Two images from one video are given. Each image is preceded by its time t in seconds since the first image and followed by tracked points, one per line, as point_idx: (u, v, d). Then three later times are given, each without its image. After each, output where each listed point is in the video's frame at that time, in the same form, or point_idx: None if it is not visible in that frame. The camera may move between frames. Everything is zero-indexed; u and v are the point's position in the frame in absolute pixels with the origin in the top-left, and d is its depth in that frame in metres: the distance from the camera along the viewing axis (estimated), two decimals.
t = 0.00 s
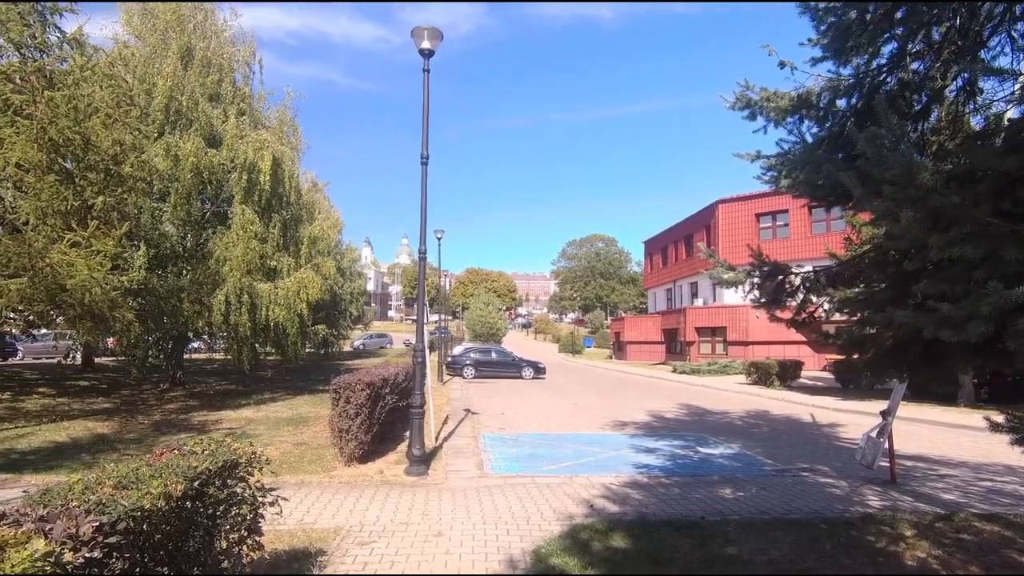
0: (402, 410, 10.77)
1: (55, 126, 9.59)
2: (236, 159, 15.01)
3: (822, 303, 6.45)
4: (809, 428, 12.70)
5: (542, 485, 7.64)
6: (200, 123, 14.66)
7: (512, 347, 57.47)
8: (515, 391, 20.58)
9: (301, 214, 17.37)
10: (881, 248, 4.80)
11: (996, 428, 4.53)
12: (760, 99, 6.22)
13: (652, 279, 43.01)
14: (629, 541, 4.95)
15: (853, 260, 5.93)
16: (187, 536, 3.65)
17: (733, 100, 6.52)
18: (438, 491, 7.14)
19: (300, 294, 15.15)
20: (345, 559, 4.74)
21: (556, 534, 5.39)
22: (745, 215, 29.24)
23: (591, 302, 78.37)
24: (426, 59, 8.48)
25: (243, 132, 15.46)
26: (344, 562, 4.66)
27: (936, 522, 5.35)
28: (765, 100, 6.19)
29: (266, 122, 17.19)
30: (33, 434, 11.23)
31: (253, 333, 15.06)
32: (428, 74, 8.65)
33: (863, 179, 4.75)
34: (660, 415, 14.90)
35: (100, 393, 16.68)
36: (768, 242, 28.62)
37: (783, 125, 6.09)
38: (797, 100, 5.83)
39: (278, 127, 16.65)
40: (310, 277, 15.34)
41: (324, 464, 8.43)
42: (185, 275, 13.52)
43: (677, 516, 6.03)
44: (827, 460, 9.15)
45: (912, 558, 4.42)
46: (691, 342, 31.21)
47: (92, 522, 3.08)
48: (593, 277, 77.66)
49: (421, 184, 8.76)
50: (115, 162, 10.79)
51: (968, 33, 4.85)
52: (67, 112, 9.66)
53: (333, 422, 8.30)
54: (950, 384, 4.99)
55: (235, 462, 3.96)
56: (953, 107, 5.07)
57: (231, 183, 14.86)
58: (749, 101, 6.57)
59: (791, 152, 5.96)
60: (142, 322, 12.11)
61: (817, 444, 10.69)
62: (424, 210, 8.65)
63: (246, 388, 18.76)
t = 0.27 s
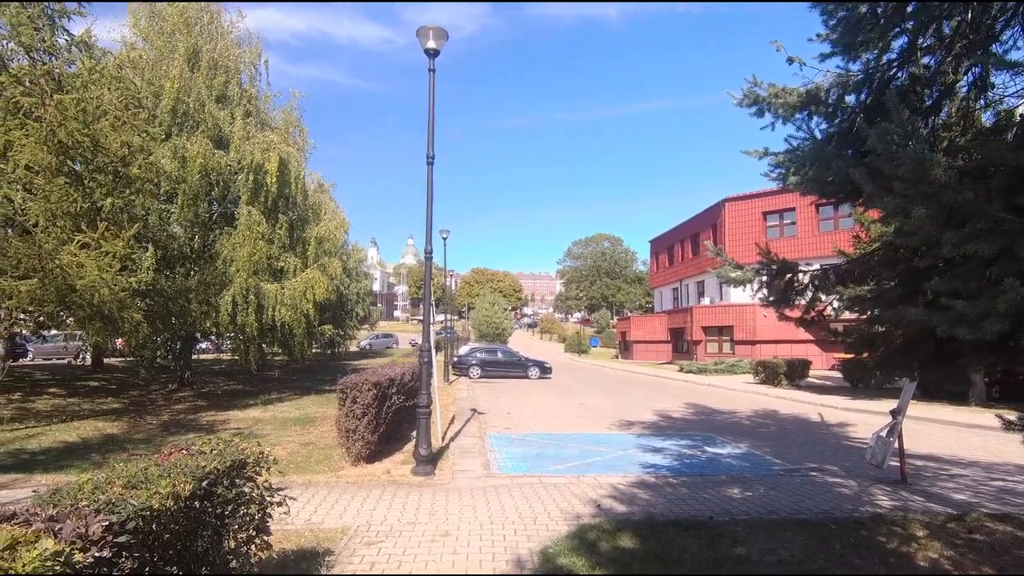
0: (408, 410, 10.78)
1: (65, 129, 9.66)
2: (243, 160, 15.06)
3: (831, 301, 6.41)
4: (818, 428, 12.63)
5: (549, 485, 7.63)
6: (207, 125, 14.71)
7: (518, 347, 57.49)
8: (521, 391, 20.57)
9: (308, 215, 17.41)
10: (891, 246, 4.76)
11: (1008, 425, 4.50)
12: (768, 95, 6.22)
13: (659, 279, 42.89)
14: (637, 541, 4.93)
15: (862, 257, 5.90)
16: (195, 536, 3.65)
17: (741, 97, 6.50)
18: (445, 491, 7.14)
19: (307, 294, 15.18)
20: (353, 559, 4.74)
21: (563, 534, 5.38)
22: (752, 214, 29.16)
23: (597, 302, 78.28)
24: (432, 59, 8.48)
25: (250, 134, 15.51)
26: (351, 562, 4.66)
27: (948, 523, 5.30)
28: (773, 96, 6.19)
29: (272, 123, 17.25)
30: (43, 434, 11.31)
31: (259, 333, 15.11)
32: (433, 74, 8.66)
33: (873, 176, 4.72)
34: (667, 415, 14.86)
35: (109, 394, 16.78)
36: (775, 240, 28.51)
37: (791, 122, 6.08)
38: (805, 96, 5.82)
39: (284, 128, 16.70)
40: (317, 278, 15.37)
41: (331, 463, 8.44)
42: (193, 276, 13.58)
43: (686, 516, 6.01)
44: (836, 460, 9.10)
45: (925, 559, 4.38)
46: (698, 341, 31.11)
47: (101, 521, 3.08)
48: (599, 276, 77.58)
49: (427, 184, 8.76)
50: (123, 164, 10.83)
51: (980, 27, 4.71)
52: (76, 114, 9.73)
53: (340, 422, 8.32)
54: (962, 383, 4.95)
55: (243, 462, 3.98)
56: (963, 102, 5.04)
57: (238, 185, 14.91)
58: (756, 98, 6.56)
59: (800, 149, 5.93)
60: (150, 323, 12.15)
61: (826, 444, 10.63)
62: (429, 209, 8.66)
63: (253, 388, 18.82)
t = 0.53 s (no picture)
0: (421, 410, 10.79)
1: (86, 132, 9.87)
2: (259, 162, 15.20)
3: (850, 300, 6.31)
4: (837, 429, 12.46)
5: (562, 485, 7.59)
6: (224, 127, 14.83)
7: (532, 347, 57.45)
8: (535, 391, 20.54)
9: (323, 215, 17.51)
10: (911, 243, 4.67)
11: None
12: (783, 90, 6.11)
13: (674, 278, 42.63)
14: (650, 543, 4.88)
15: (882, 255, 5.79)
16: (208, 533, 3.65)
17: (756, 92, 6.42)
18: (457, 491, 7.13)
19: (322, 294, 15.27)
20: (365, 558, 4.73)
21: (576, 535, 5.34)
22: (769, 212, 28.89)
23: (612, 301, 77.99)
24: (444, 59, 8.48)
25: (265, 136, 15.64)
26: (364, 561, 4.65)
27: (971, 527, 5.19)
28: (789, 91, 6.08)
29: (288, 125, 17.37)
30: (65, 432, 11.48)
31: (275, 333, 15.22)
32: (445, 74, 8.66)
33: (891, 172, 4.64)
34: (682, 415, 14.74)
35: (129, 393, 16.99)
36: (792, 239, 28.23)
37: (807, 117, 5.98)
38: (822, 91, 5.71)
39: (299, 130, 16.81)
40: (332, 278, 15.44)
41: (345, 463, 8.46)
42: (210, 276, 13.69)
43: (700, 518, 5.94)
44: (855, 462, 8.96)
45: (946, 564, 4.29)
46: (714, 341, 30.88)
47: (116, 519, 3.08)
48: (613, 276, 77.31)
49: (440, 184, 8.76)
50: (143, 167, 10.94)
51: (1004, 18, 4.62)
52: (96, 118, 9.96)
53: (353, 421, 8.34)
54: (985, 384, 4.84)
55: (256, 460, 3.96)
56: (985, 95, 4.98)
57: (254, 186, 15.04)
58: (772, 93, 6.47)
59: (816, 145, 5.84)
60: (169, 322, 12.24)
61: (845, 446, 10.48)
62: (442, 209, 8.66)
63: (270, 388, 18.96)
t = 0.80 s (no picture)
0: (446, 411, 10.83)
1: (124, 141, 10.17)
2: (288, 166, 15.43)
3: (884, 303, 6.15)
4: (871, 433, 12.15)
5: (586, 488, 7.54)
6: (254, 133, 15.10)
7: (558, 348, 57.32)
8: (560, 393, 20.48)
9: (350, 218, 17.69)
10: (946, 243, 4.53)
11: None
12: (811, 86, 5.93)
13: (702, 278, 42.13)
14: (674, 549, 4.81)
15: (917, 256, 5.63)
16: (233, 533, 3.67)
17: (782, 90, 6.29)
18: (480, 493, 7.12)
19: (349, 296, 15.43)
20: (388, 559, 4.75)
21: (599, 539, 5.28)
22: (800, 210, 28.34)
23: (638, 302, 77.39)
24: (466, 61, 8.49)
25: (294, 140, 15.86)
26: (388, 563, 4.67)
27: (1012, 538, 5.00)
28: (817, 88, 5.89)
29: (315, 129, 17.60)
30: (103, 430, 11.80)
31: (303, 334, 15.43)
32: (468, 76, 8.66)
33: (923, 170, 4.49)
34: (710, 418, 14.54)
35: (163, 392, 17.39)
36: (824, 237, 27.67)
37: (836, 114, 5.81)
38: (851, 87, 5.55)
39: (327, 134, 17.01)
40: (358, 280, 15.59)
41: (370, 463, 8.52)
42: (241, 279, 13.93)
43: (727, 524, 5.84)
44: (891, 468, 8.72)
45: None
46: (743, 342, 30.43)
47: (144, 517, 3.04)
48: (640, 276, 76.71)
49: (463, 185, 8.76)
50: (175, 173, 11.17)
51: None
52: (132, 127, 10.28)
53: (378, 422, 8.40)
54: None
55: (280, 462, 4.00)
56: None
57: (283, 190, 15.27)
58: (800, 89, 6.32)
59: (847, 142, 5.70)
60: (201, 323, 12.46)
61: (880, 451, 10.20)
62: (465, 211, 8.67)
63: (299, 388, 19.23)
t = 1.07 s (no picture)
0: (477, 414, 10.88)
1: (169, 150, 10.51)
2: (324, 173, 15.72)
3: (930, 306, 5.97)
4: (919, 442, 11.75)
5: (617, 493, 7.48)
6: (292, 140, 15.45)
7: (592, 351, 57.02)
8: (593, 396, 20.36)
9: (385, 222, 17.92)
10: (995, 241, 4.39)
11: None
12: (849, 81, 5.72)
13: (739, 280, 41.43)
14: (707, 557, 4.74)
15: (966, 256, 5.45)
16: (266, 531, 3.73)
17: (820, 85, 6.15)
18: (510, 496, 7.12)
19: (383, 300, 15.63)
20: (418, 561, 4.79)
21: (630, 545, 5.23)
22: (842, 210, 27.57)
23: (674, 304, 76.43)
24: (497, 65, 8.54)
25: (330, 147, 16.16)
26: (417, 564, 4.71)
27: None
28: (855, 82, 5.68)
29: (351, 135, 17.91)
30: (149, 428, 12.20)
31: (338, 336, 15.69)
32: (498, 80, 8.71)
33: (969, 165, 4.35)
34: (747, 423, 14.27)
35: (206, 393, 17.90)
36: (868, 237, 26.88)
37: (876, 110, 5.61)
38: (892, 80, 5.31)
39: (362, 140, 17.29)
40: (392, 283, 15.77)
41: (403, 464, 8.62)
42: (280, 283, 14.21)
43: (763, 533, 5.72)
44: (939, 479, 8.41)
45: None
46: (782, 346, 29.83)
47: (180, 513, 3.08)
48: (675, 278, 75.77)
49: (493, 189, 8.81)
50: (216, 181, 11.46)
51: None
52: (177, 137, 10.67)
53: (410, 423, 8.48)
54: None
55: (311, 461, 4.07)
56: None
57: (320, 196, 15.57)
58: (838, 84, 6.15)
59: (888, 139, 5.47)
60: (241, 325, 12.74)
61: (928, 461, 9.86)
62: (496, 215, 8.70)
63: (335, 389, 19.57)
